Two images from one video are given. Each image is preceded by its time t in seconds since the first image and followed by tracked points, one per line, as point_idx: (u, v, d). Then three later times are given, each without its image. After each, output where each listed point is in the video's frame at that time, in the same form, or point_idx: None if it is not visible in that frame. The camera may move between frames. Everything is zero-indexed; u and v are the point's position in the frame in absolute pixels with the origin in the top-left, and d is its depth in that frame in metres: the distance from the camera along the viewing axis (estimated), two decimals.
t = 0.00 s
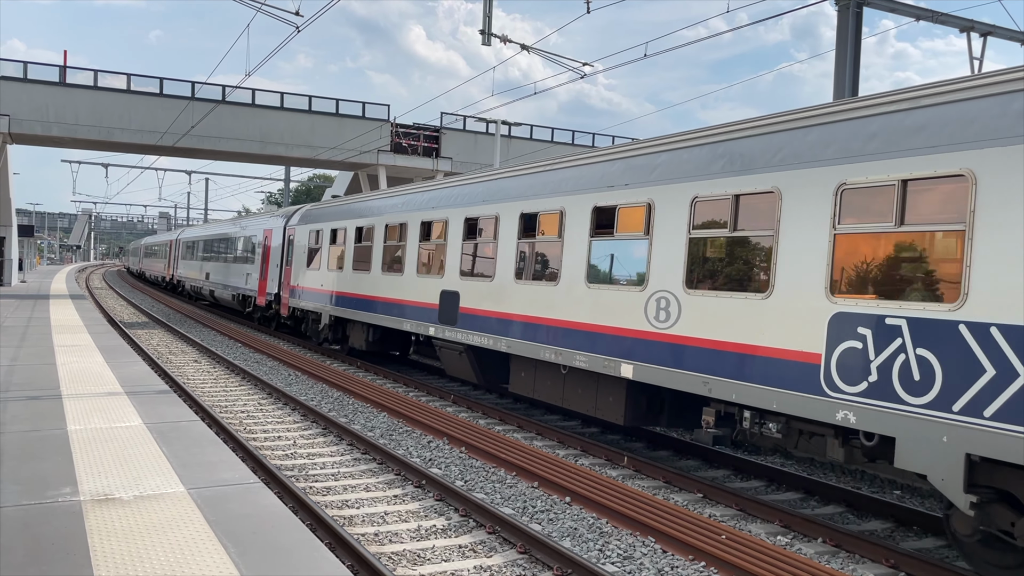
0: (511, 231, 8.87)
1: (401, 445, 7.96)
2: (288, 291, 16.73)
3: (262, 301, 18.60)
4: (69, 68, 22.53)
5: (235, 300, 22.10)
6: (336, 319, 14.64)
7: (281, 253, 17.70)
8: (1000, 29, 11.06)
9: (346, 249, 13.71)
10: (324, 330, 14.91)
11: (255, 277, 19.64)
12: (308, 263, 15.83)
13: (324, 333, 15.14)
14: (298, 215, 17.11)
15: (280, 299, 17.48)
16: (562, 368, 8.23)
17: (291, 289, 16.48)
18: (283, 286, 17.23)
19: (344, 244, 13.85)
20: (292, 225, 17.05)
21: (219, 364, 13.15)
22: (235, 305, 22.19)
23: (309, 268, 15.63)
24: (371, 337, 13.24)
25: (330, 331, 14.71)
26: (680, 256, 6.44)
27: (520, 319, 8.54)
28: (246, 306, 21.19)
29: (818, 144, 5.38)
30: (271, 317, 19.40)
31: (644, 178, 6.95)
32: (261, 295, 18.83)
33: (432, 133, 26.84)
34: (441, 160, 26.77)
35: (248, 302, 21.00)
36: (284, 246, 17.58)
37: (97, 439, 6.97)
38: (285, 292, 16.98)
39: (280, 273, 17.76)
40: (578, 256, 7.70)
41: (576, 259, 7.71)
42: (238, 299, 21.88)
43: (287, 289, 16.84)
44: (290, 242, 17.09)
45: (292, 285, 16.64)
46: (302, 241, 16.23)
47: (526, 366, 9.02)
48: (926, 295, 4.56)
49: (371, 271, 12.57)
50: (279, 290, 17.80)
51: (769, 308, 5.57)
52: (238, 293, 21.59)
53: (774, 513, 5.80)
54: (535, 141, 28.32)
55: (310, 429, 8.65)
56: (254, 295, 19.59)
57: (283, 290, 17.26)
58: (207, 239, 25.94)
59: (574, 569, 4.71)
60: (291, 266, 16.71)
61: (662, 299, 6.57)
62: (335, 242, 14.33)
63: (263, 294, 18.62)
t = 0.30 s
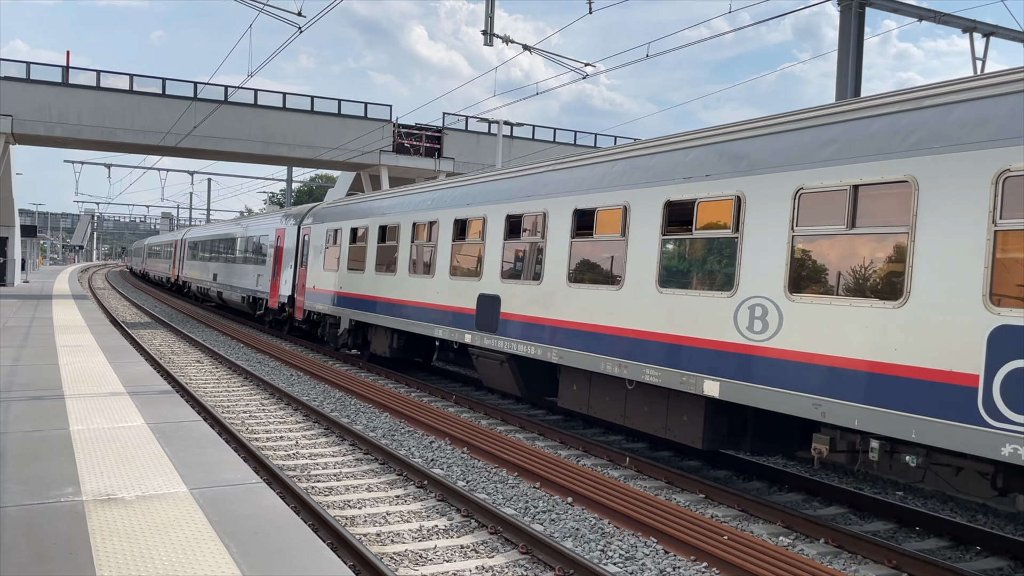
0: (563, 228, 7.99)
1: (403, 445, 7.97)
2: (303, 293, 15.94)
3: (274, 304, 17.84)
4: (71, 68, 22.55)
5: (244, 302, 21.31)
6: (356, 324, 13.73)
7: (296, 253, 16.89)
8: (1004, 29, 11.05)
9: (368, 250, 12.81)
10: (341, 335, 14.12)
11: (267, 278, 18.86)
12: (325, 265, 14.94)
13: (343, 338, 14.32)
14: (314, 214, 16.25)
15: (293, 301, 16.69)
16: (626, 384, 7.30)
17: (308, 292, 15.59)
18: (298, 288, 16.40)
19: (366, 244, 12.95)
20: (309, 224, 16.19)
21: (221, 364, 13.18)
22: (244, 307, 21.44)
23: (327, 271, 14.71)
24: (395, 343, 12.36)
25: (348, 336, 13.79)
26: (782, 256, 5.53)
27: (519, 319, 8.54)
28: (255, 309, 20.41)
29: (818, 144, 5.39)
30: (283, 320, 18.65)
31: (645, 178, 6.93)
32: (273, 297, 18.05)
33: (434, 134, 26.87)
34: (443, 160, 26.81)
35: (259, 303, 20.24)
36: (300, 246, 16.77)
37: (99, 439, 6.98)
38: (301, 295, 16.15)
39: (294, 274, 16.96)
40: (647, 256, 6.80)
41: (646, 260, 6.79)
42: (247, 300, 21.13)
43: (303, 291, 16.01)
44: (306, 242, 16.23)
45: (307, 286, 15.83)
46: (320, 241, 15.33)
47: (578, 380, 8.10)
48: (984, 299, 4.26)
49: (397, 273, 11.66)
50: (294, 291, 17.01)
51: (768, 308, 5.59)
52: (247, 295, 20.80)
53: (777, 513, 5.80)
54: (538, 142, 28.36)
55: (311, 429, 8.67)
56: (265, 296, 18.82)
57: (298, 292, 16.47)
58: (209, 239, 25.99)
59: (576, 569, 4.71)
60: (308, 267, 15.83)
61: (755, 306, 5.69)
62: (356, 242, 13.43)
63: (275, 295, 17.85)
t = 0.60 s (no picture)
0: (628, 224, 7.11)
1: (406, 445, 8.01)
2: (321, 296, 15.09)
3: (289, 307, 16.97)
4: (75, 69, 22.63)
5: (256, 304, 20.51)
6: (380, 329, 12.94)
7: (312, 253, 15.96)
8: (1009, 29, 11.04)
9: (394, 250, 11.94)
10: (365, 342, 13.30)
11: (281, 279, 17.99)
12: (344, 267, 14.04)
13: (364, 344, 13.51)
14: (332, 213, 15.31)
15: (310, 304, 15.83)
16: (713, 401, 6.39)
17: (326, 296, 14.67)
18: (315, 290, 15.49)
19: (391, 244, 12.07)
20: (326, 224, 15.26)
21: (224, 365, 13.22)
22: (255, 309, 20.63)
23: (347, 273, 13.78)
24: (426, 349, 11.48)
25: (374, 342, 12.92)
26: (922, 255, 4.65)
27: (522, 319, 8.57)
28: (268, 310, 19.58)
29: (817, 146, 5.43)
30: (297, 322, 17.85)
31: (648, 179, 6.95)
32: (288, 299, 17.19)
33: (437, 134, 26.91)
34: (446, 160, 26.85)
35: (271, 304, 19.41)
36: (316, 246, 15.86)
37: (102, 439, 7.02)
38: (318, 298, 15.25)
39: (310, 276, 16.05)
40: (737, 257, 5.93)
41: (738, 260, 5.90)
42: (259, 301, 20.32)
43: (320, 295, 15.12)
44: (324, 241, 15.29)
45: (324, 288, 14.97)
46: (338, 241, 14.44)
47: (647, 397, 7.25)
48: None
49: (427, 275, 10.80)
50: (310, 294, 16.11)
51: (768, 309, 5.63)
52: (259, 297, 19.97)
53: (779, 514, 5.83)
54: (540, 142, 28.39)
55: (314, 429, 8.70)
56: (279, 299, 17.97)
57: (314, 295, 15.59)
58: (212, 239, 26.05)
59: (578, 570, 4.74)
60: (326, 269, 14.90)
61: (885, 315, 4.81)
62: (380, 243, 12.54)
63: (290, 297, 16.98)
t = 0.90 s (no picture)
0: (713, 223, 6.19)
1: (409, 445, 8.01)
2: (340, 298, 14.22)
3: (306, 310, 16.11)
4: (79, 69, 22.69)
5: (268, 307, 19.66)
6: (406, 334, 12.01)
7: (332, 254, 15.09)
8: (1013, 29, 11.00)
9: (424, 250, 11.04)
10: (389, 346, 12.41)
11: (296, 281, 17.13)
12: (367, 268, 13.11)
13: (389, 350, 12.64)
14: (354, 211, 14.38)
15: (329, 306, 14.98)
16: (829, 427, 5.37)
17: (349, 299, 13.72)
18: (335, 292, 14.63)
19: (421, 243, 11.18)
20: (348, 222, 14.33)
21: (228, 364, 13.24)
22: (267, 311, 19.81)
23: (371, 274, 12.87)
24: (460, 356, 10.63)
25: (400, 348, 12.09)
26: None
27: (524, 319, 8.58)
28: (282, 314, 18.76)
29: (817, 146, 5.45)
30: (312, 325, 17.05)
31: (650, 179, 6.94)
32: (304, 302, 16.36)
33: (440, 134, 26.93)
34: (450, 160, 26.85)
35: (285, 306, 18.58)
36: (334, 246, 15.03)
37: (106, 438, 7.03)
38: (337, 300, 14.33)
39: (329, 277, 15.20)
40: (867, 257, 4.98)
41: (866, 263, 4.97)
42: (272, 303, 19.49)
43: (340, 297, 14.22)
44: (345, 240, 14.38)
45: (344, 289, 14.08)
46: (361, 241, 13.53)
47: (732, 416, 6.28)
48: None
49: (465, 276, 9.90)
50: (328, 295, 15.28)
51: (768, 309, 5.64)
52: (272, 298, 19.13)
53: (782, 514, 5.82)
54: (544, 142, 28.38)
55: (317, 429, 8.71)
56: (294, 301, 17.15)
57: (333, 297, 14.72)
58: (216, 239, 26.10)
59: (581, 570, 4.74)
60: (348, 269, 13.97)
61: None
62: (408, 243, 11.64)
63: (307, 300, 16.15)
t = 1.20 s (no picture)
0: (830, 217, 5.26)
1: (413, 445, 8.01)
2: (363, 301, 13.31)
3: (324, 313, 15.21)
4: (84, 68, 22.75)
5: (282, 309, 18.84)
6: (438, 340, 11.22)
7: (353, 254, 14.15)
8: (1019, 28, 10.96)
9: (460, 250, 10.15)
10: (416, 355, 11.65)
11: (313, 282, 16.22)
12: (393, 268, 12.19)
13: (417, 356, 11.79)
14: (377, 207, 13.41)
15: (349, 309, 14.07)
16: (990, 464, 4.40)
17: (372, 302, 12.82)
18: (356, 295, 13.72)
19: (457, 242, 10.28)
20: (371, 220, 13.36)
21: (232, 363, 13.27)
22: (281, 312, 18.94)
23: (398, 276, 11.96)
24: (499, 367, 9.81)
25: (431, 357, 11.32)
26: None
27: (527, 319, 8.59)
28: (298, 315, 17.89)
29: (820, 145, 5.44)
30: (329, 328, 16.19)
31: (653, 179, 6.92)
32: (322, 305, 15.47)
33: (444, 133, 26.97)
34: (453, 160, 26.89)
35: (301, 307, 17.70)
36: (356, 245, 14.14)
37: (111, 437, 7.06)
38: (360, 303, 13.42)
39: (350, 278, 14.29)
40: None
41: None
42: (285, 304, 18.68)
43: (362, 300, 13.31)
44: (368, 239, 13.42)
45: (367, 292, 13.15)
46: (385, 240, 12.60)
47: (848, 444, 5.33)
48: None
49: (510, 278, 9.00)
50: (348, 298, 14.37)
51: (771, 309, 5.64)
52: (286, 300, 18.27)
53: (786, 514, 5.81)
54: (547, 142, 28.42)
55: (321, 428, 8.72)
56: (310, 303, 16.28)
57: (354, 299, 13.81)
58: (220, 239, 26.17)
59: (585, 569, 4.74)
60: (371, 270, 13.03)
61: None
62: (442, 242, 10.72)
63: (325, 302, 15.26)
